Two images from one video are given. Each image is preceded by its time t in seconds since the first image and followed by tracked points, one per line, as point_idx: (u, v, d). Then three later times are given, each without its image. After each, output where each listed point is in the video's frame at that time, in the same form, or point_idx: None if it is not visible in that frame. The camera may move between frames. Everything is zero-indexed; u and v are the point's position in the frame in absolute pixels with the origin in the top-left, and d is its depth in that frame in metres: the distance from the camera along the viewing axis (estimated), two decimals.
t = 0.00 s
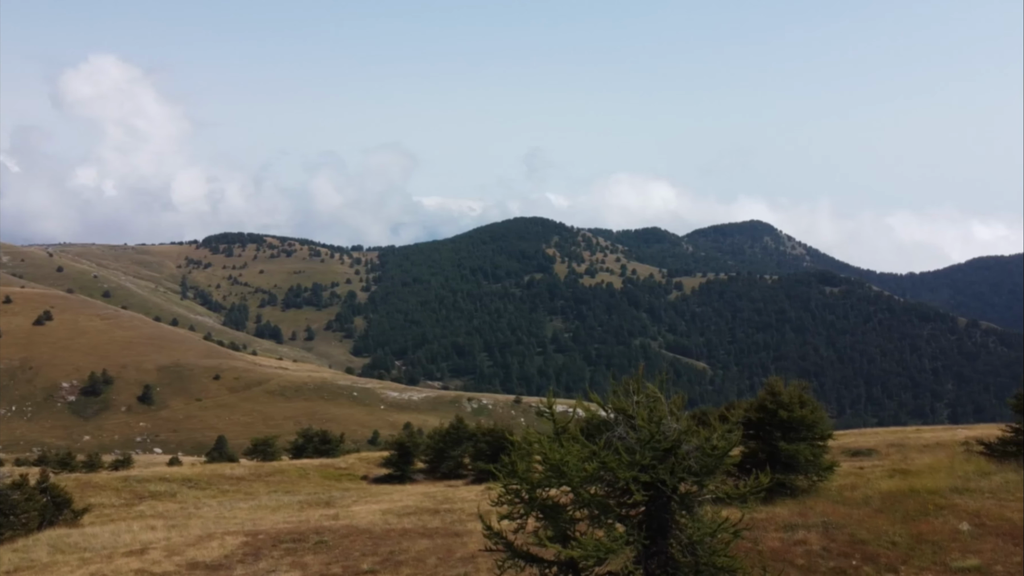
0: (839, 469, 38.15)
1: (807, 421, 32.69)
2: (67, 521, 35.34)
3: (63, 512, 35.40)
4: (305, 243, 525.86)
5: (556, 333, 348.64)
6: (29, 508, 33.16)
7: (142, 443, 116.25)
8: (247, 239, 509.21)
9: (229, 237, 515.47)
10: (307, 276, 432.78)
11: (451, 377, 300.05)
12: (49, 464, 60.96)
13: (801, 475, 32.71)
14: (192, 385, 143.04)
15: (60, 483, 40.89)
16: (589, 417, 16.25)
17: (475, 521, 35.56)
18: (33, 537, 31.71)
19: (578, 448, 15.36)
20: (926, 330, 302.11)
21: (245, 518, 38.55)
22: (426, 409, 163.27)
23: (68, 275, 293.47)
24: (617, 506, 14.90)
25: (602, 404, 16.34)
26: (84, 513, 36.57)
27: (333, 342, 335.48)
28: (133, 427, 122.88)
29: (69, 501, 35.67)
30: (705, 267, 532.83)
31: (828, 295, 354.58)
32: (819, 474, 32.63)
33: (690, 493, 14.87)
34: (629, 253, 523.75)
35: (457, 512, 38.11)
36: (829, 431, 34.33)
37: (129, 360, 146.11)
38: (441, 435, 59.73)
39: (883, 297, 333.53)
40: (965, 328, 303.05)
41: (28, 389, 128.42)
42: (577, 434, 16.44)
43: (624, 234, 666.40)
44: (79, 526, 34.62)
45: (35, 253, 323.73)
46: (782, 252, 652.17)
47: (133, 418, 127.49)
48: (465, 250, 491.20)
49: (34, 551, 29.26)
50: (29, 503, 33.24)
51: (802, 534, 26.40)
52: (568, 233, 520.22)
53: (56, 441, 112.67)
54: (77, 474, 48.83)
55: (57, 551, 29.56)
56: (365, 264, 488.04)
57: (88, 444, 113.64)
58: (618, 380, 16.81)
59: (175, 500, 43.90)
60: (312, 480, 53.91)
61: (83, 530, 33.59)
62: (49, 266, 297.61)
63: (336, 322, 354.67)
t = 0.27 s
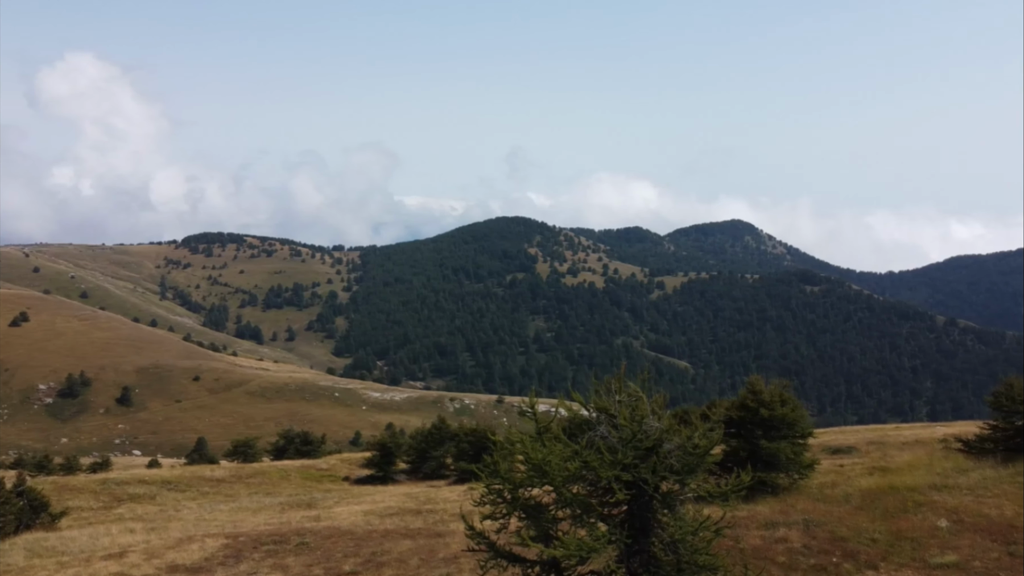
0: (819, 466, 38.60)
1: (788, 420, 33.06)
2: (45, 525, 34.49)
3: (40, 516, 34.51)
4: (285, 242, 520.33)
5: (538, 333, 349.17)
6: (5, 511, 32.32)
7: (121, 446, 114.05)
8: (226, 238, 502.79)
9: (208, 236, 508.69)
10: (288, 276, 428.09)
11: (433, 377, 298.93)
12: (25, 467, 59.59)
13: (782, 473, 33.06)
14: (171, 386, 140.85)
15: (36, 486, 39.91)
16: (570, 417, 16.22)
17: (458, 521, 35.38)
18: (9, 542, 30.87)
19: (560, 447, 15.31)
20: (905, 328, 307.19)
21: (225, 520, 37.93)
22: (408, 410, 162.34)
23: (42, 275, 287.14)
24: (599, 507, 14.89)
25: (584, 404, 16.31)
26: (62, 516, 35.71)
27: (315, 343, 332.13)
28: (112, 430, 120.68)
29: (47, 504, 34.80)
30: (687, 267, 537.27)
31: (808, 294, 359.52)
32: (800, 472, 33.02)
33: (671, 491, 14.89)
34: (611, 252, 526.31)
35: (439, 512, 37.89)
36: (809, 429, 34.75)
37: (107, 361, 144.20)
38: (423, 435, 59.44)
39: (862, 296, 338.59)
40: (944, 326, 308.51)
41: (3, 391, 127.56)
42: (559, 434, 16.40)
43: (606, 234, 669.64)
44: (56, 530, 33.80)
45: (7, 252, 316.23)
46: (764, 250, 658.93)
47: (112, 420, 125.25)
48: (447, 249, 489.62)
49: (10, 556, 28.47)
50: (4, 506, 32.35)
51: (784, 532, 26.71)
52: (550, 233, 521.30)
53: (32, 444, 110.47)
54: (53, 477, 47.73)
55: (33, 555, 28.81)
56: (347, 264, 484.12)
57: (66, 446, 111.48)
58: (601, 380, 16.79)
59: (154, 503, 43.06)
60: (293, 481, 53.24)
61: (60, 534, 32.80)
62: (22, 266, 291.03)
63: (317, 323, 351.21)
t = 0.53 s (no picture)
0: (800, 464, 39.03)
1: (769, 418, 33.38)
2: (21, 529, 33.65)
3: (16, 520, 33.63)
4: (265, 242, 514.20)
5: (520, 332, 349.41)
6: None
7: (100, 448, 111.70)
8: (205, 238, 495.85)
9: (186, 236, 501.29)
10: (268, 276, 423.14)
11: (415, 377, 297.50)
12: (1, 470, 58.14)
13: (763, 471, 33.43)
14: (150, 388, 138.43)
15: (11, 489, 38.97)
16: (553, 417, 16.18)
17: (440, 522, 35.19)
18: None
19: (543, 447, 15.27)
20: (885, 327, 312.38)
21: (206, 523, 37.32)
22: (390, 410, 161.28)
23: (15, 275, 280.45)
24: (581, 506, 14.90)
25: (567, 403, 16.30)
26: (39, 520, 34.85)
27: (295, 343, 328.53)
28: (89, 432, 118.19)
29: (23, 508, 33.95)
30: (668, 266, 541.36)
31: (788, 293, 364.20)
32: (781, 470, 33.38)
33: (653, 491, 14.88)
34: (594, 252, 528.51)
35: (421, 513, 37.66)
36: (789, 428, 35.16)
37: (85, 363, 141.83)
38: (405, 436, 59.05)
39: (841, 295, 343.72)
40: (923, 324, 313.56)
41: None
42: (540, 433, 16.38)
43: (588, 233, 672.19)
44: (32, 533, 32.99)
45: None
46: (745, 250, 665.83)
47: (90, 422, 122.74)
48: (428, 249, 487.72)
49: None
50: None
51: (764, 530, 27.00)
52: (532, 233, 521.94)
53: (7, 447, 107.95)
54: (30, 481, 46.60)
55: (7, 559, 28.06)
56: (328, 264, 479.83)
57: (42, 450, 109.03)
58: (582, 379, 16.80)
59: (134, 505, 42.24)
60: (274, 483, 52.57)
61: (36, 538, 32.01)
62: None
63: (298, 323, 347.42)
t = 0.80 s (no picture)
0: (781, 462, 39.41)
1: (750, 417, 33.71)
2: None
3: None
4: (244, 241, 507.67)
5: (503, 332, 349.29)
6: None
7: (77, 451, 109.34)
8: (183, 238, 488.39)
9: (164, 236, 493.44)
10: (248, 276, 417.90)
11: (397, 377, 295.77)
12: None
13: (744, 469, 33.78)
14: (129, 389, 136.01)
15: None
16: (535, 416, 16.17)
17: (422, 522, 34.97)
18: None
19: (524, 446, 15.21)
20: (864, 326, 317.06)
21: (186, 525, 36.68)
22: (372, 411, 160.04)
23: None
24: (563, 506, 14.88)
25: (549, 403, 16.29)
26: (14, 524, 33.95)
27: (276, 344, 324.59)
28: (67, 434, 115.71)
29: None
30: (651, 265, 544.95)
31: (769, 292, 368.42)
32: (762, 468, 33.75)
33: (636, 490, 14.90)
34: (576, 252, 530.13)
35: (404, 513, 37.38)
36: (770, 426, 35.55)
37: (62, 365, 139.27)
38: (387, 437, 58.65)
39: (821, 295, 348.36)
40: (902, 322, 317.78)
41: None
42: (523, 432, 16.33)
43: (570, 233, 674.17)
44: (6, 538, 32.10)
45: None
46: (726, 249, 672.41)
47: (67, 424, 120.21)
48: (410, 249, 485.37)
49: None
50: None
51: (746, 528, 27.26)
52: (514, 232, 522.18)
53: None
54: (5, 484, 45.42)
55: None
56: (309, 264, 475.17)
57: (18, 453, 106.55)
58: (564, 380, 16.79)
59: (112, 508, 41.36)
60: (255, 484, 51.86)
61: (11, 542, 31.12)
62: None
63: (278, 324, 343.25)
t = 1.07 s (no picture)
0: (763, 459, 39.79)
1: (732, 415, 34.02)
2: None
3: None
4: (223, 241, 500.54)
5: (485, 332, 348.97)
6: None
7: (55, 453, 106.94)
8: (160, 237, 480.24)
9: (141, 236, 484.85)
10: (227, 276, 412.13)
11: (378, 378, 293.97)
12: None
13: (726, 467, 34.13)
14: (108, 392, 133.52)
15: None
16: (518, 416, 16.13)
17: (405, 523, 34.68)
18: None
19: (507, 447, 15.13)
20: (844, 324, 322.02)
21: (166, 528, 35.98)
22: (353, 412, 158.84)
23: None
24: (544, 505, 14.85)
25: (530, 402, 16.26)
26: None
27: (256, 344, 320.41)
28: (44, 437, 113.19)
29: None
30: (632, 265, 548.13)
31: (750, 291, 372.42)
32: (744, 467, 34.12)
33: (617, 489, 14.93)
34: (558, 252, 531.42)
35: (386, 514, 37.05)
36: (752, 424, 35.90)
37: (39, 367, 136.26)
38: (369, 438, 58.14)
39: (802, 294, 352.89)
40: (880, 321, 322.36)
41: None
42: (505, 432, 16.26)
43: (552, 233, 675.73)
44: None
45: None
46: (706, 249, 678.84)
47: (44, 427, 117.61)
48: (392, 249, 482.64)
49: None
50: None
51: (727, 526, 27.52)
52: (496, 232, 521.98)
53: None
54: None
55: None
56: (289, 264, 470.08)
57: None
58: (545, 379, 16.77)
59: (89, 511, 40.40)
60: (236, 486, 51.09)
61: None
62: None
63: (258, 325, 338.84)
